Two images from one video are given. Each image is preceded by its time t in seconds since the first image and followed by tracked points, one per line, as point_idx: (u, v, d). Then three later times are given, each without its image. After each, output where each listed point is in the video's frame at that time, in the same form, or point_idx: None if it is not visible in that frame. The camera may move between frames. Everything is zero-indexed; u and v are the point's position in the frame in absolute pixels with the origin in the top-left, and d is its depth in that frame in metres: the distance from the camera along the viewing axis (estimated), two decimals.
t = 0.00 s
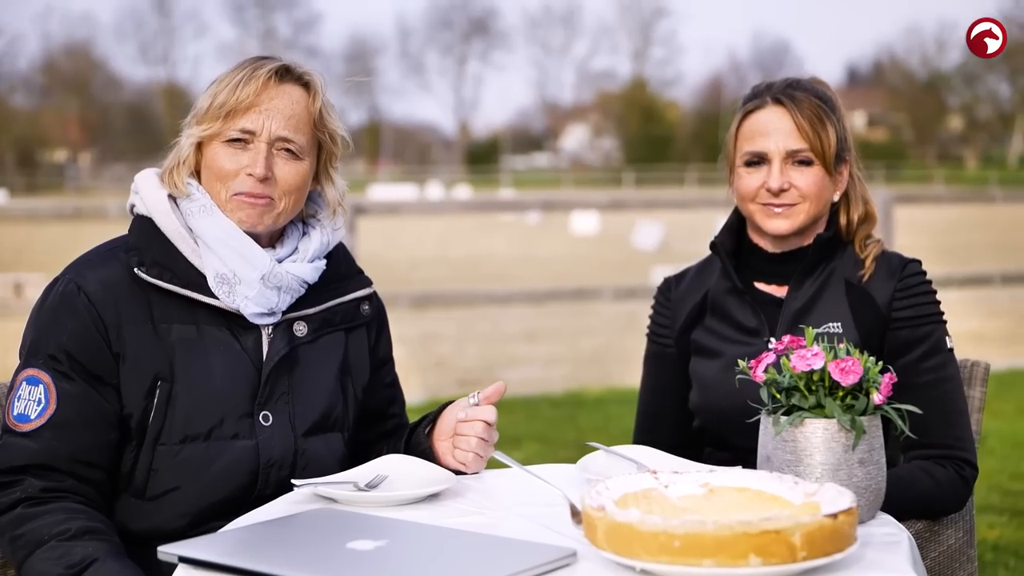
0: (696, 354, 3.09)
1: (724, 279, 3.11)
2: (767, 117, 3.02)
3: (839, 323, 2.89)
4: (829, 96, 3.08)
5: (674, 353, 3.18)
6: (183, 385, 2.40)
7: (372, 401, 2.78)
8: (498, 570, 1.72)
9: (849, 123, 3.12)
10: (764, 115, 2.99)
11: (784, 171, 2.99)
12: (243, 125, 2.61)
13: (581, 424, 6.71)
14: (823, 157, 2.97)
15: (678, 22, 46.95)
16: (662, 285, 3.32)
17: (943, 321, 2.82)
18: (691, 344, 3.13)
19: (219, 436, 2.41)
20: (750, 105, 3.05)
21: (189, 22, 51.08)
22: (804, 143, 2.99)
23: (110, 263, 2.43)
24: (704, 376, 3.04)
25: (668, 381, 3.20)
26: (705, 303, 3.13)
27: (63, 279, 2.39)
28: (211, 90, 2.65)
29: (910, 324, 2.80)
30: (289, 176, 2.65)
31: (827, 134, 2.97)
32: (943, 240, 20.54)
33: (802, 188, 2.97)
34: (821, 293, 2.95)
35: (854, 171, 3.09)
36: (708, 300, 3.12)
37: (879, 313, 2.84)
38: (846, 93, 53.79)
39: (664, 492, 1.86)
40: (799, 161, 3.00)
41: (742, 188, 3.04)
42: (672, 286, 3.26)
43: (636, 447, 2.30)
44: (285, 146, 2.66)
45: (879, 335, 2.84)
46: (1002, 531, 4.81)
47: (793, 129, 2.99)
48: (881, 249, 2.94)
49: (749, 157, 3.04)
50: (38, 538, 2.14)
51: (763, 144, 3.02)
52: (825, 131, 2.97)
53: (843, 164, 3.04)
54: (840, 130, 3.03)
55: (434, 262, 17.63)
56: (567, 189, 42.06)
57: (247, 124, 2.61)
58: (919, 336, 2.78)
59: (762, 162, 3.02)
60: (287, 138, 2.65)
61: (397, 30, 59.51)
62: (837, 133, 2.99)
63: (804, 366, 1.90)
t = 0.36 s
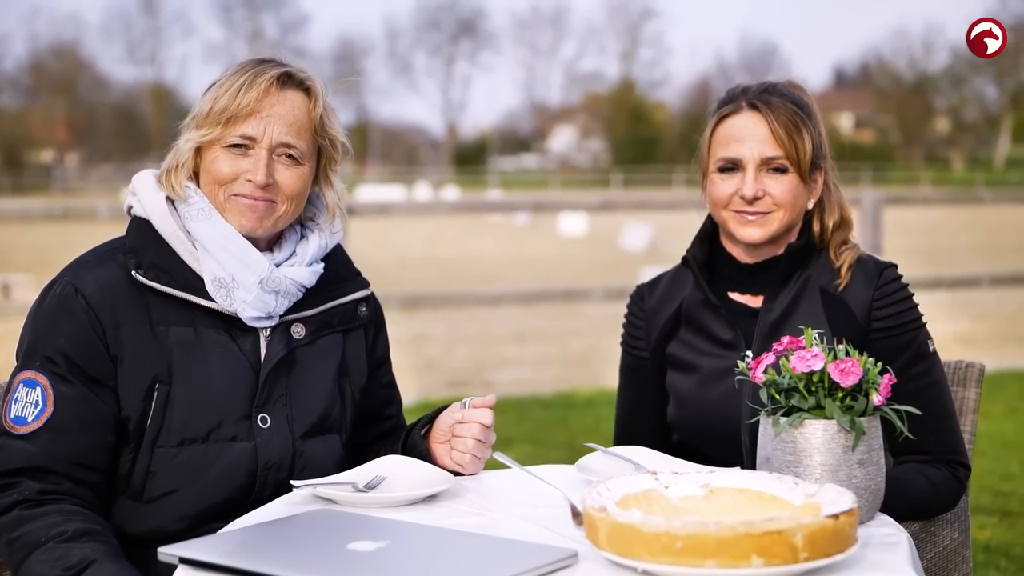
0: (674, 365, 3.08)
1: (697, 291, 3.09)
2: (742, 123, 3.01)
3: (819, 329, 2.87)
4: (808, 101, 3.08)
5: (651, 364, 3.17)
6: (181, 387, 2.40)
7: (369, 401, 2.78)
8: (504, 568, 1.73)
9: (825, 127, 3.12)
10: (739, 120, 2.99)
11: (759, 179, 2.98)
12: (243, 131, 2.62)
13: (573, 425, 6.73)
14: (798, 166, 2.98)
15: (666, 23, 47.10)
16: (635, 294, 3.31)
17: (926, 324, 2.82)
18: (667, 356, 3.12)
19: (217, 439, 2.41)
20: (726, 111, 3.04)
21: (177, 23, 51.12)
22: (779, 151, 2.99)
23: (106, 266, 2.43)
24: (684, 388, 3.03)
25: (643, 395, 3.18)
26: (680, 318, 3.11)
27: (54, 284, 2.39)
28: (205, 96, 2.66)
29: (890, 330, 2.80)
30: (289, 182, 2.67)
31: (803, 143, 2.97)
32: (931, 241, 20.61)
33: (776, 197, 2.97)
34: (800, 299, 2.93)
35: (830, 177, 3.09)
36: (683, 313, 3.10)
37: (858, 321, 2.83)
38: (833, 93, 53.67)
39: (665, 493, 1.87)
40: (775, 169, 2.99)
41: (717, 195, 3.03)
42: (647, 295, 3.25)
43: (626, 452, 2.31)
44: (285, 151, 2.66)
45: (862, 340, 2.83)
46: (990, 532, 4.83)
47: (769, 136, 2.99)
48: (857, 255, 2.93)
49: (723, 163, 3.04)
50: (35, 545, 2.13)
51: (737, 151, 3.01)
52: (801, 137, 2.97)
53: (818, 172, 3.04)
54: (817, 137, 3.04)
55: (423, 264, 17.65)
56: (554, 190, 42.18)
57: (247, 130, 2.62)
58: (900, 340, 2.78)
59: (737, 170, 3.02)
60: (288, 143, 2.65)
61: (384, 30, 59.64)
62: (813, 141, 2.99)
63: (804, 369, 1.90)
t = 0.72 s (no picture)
0: (681, 362, 3.08)
1: (705, 288, 3.08)
2: (745, 122, 2.98)
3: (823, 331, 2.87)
4: (810, 100, 3.05)
5: (655, 361, 3.16)
6: (187, 390, 2.40)
7: (371, 403, 2.78)
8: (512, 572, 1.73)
9: (831, 127, 3.09)
10: (741, 120, 2.96)
11: (764, 178, 2.96)
12: (252, 137, 2.61)
13: (567, 427, 6.75)
14: (802, 163, 2.94)
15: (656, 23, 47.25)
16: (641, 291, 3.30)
17: (931, 328, 2.82)
18: (673, 353, 3.11)
19: (222, 443, 2.41)
20: (729, 110, 3.02)
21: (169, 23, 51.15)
22: (781, 151, 2.96)
23: (111, 270, 2.42)
24: (689, 386, 3.03)
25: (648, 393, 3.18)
26: (687, 320, 3.10)
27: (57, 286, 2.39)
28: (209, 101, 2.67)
29: (897, 333, 2.81)
30: (296, 189, 2.65)
31: (807, 140, 2.94)
32: (921, 244, 20.70)
33: (781, 197, 2.94)
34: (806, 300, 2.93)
35: (834, 175, 3.07)
36: (691, 312, 3.10)
37: (866, 322, 2.84)
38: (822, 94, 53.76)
39: (670, 494, 1.86)
40: (779, 169, 2.97)
41: (721, 196, 3.01)
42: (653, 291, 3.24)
43: (633, 452, 2.30)
44: (294, 157, 2.65)
45: (868, 341, 2.83)
46: (986, 536, 4.84)
47: (772, 136, 2.96)
48: (865, 259, 2.92)
49: (727, 164, 3.01)
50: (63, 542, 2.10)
51: (741, 151, 2.98)
52: (804, 136, 2.94)
53: (825, 169, 3.02)
54: (821, 134, 3.01)
55: (415, 265, 17.70)
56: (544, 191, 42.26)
57: (255, 136, 2.61)
58: (906, 346, 2.78)
59: (740, 171, 2.99)
60: (296, 150, 2.64)
61: (376, 32, 59.76)
62: (817, 139, 2.97)
63: (809, 371, 1.90)
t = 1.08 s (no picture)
0: (693, 351, 3.08)
1: (722, 279, 3.09)
2: (769, 118, 2.99)
3: (837, 325, 2.88)
4: (835, 97, 3.05)
5: (668, 350, 3.17)
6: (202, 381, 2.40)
7: (380, 402, 2.77)
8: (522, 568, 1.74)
9: (855, 123, 3.09)
10: (764, 114, 2.97)
11: (785, 174, 2.97)
12: (301, 155, 2.52)
13: (561, 426, 6.75)
14: (823, 159, 2.96)
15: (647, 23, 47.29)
16: (656, 283, 3.31)
17: (943, 328, 2.83)
18: (687, 342, 3.12)
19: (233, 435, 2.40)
20: (752, 105, 3.03)
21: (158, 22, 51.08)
22: (804, 146, 2.97)
23: (132, 257, 2.44)
24: (699, 375, 3.04)
25: (655, 382, 3.18)
26: (703, 312, 3.11)
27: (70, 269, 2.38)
28: (243, 108, 2.55)
29: (910, 328, 2.82)
30: (337, 203, 2.59)
31: (829, 137, 2.95)
32: (910, 247, 20.78)
33: (802, 191, 2.95)
34: (821, 294, 2.94)
35: (858, 172, 3.07)
36: (707, 303, 3.10)
37: (880, 317, 2.85)
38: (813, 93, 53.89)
39: (675, 493, 1.86)
40: (800, 163, 2.98)
41: (743, 188, 3.02)
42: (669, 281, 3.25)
43: (646, 452, 2.30)
44: (339, 171, 2.58)
45: (880, 336, 2.84)
46: (983, 533, 4.84)
47: (794, 130, 2.97)
48: (882, 254, 2.94)
49: (750, 158, 3.03)
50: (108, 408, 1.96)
51: (765, 145, 3.00)
52: (826, 132, 2.95)
53: (847, 164, 3.03)
54: (844, 130, 3.01)
55: (405, 265, 17.73)
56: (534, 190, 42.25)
57: (305, 155, 2.52)
58: (917, 344, 2.79)
59: (764, 164, 3.01)
60: (341, 165, 2.57)
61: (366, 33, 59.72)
62: (839, 135, 2.98)
63: (815, 369, 1.90)
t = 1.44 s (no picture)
0: (697, 344, 3.09)
1: (723, 275, 3.10)
2: (765, 118, 2.97)
3: (837, 322, 2.89)
4: (835, 95, 3.04)
5: (669, 341, 3.19)
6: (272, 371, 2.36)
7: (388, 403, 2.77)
8: (528, 565, 1.74)
9: (855, 120, 3.08)
10: (764, 114, 2.94)
11: (782, 176, 2.95)
12: (356, 160, 2.46)
13: (551, 425, 6.75)
14: (821, 161, 2.94)
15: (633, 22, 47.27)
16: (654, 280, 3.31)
17: (943, 325, 2.84)
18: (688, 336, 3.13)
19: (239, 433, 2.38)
20: (751, 104, 3.00)
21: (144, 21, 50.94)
22: (800, 148, 2.95)
23: (207, 238, 2.34)
24: (701, 368, 3.05)
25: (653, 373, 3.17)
26: (705, 306, 3.11)
27: (159, 237, 2.26)
28: (297, 112, 2.48)
29: (910, 323, 2.82)
30: (382, 205, 2.54)
31: (826, 139, 2.94)
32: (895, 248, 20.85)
33: (798, 193, 2.95)
34: (821, 291, 2.94)
35: (857, 169, 3.06)
36: (709, 297, 3.11)
37: (879, 314, 2.85)
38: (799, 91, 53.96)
39: (679, 493, 1.86)
40: (797, 166, 2.96)
41: (740, 189, 3.01)
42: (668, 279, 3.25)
43: (643, 450, 2.32)
44: (386, 175, 2.53)
45: (881, 334, 2.85)
46: (975, 530, 4.86)
47: (792, 132, 2.94)
48: (882, 252, 2.94)
49: (749, 158, 3.00)
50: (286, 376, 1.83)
51: (761, 147, 2.98)
52: (824, 133, 2.94)
53: (846, 162, 3.01)
54: (844, 129, 3.00)
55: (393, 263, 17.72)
56: (521, 188, 42.23)
57: (361, 159, 2.47)
58: (918, 340, 2.79)
59: (760, 165, 2.99)
60: (391, 168, 2.52)
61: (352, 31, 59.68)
62: (837, 136, 2.96)
63: (818, 368, 1.90)
